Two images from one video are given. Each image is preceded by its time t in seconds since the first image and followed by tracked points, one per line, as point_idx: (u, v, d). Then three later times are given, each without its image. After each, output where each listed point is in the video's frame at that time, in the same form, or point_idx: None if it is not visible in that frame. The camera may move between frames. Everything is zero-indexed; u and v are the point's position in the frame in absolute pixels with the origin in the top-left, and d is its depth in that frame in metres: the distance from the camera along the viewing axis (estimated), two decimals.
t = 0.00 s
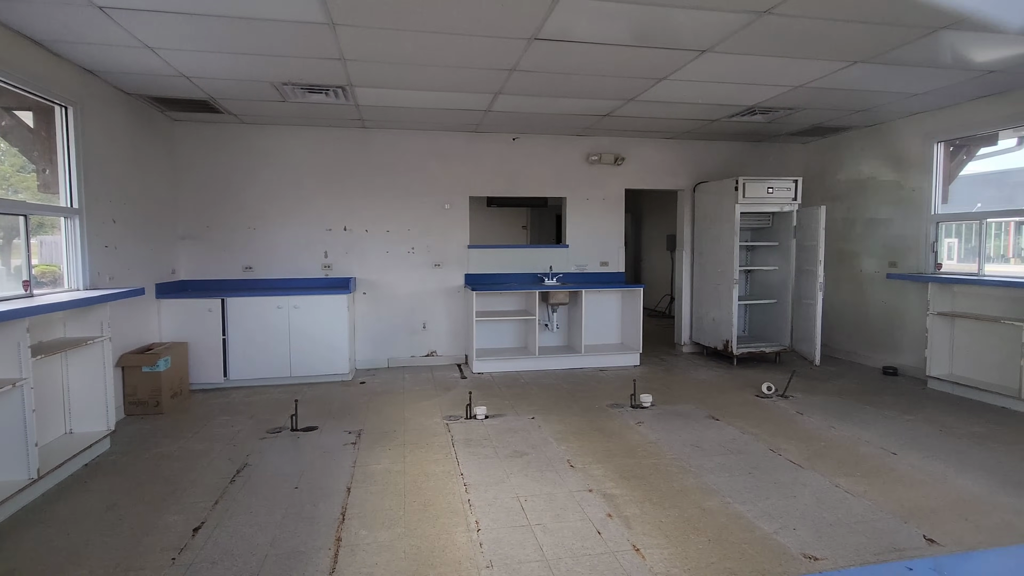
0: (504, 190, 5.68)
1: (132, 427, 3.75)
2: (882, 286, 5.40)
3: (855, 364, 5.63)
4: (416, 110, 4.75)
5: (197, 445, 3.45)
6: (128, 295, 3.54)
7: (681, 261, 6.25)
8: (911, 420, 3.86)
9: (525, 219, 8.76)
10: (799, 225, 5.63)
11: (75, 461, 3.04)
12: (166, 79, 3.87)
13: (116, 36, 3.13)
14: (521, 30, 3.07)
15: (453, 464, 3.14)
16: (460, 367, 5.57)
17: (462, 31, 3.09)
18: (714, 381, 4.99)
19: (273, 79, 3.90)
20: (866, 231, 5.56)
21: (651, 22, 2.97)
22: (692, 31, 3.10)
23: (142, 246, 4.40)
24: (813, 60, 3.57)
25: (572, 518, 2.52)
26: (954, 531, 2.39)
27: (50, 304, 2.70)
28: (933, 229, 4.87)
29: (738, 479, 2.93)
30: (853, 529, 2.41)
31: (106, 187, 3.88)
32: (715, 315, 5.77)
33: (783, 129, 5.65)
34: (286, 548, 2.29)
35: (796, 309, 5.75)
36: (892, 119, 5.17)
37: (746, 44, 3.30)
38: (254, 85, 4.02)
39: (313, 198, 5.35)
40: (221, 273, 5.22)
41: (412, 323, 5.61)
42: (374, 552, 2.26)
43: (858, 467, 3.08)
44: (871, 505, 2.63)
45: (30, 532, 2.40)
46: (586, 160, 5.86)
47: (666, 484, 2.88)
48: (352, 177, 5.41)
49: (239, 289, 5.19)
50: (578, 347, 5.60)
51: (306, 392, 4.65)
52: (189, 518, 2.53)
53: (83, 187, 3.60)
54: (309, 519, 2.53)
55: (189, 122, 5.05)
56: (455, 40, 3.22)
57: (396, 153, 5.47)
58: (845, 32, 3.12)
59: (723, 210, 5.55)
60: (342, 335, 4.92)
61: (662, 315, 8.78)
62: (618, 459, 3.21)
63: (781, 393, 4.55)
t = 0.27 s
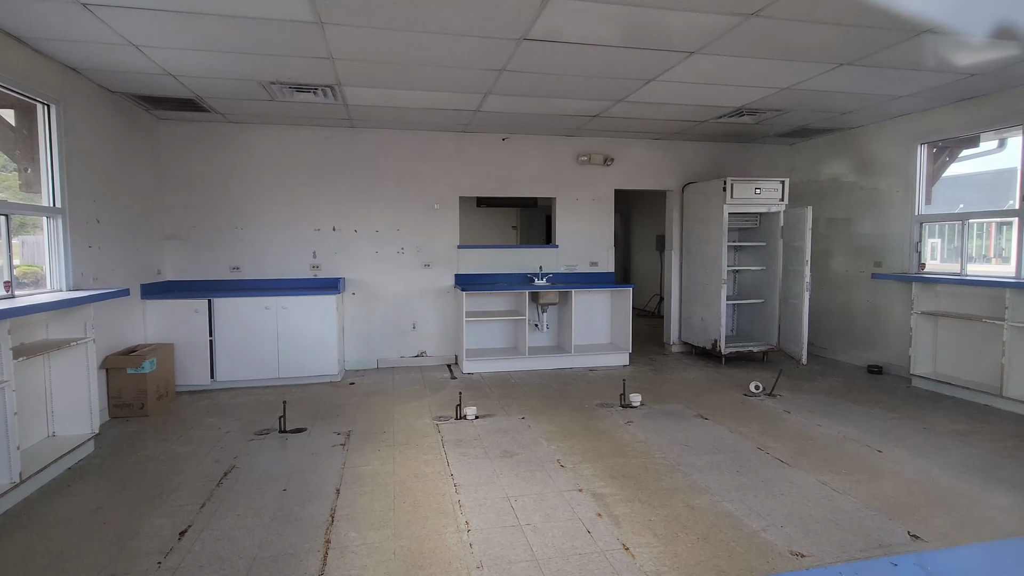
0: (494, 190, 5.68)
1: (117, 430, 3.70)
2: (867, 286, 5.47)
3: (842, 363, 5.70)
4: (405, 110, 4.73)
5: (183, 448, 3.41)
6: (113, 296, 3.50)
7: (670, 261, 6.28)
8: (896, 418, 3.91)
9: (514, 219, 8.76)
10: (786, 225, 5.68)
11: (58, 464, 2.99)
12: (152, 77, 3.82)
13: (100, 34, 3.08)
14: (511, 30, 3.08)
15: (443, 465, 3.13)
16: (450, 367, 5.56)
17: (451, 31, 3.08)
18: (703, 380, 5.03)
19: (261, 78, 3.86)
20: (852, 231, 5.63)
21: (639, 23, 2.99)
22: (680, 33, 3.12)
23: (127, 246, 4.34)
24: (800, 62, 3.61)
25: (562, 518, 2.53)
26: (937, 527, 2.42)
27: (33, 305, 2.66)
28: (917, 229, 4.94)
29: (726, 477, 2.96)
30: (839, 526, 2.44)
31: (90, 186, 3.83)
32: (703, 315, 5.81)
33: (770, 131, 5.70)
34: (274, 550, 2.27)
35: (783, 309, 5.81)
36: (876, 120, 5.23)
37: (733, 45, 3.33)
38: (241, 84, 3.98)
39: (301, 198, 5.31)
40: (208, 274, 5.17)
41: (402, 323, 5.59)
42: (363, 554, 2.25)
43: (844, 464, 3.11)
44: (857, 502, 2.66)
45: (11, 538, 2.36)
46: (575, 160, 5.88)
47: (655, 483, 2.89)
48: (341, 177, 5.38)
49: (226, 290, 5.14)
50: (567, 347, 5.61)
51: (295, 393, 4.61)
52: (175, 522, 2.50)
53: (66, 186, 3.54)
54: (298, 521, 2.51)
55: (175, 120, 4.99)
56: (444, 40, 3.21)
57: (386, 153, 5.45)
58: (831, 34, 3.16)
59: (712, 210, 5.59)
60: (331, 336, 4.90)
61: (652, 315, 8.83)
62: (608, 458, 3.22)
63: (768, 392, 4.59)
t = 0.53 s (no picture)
0: (484, 191, 5.68)
1: (102, 433, 3.65)
2: (854, 286, 5.53)
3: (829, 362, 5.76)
4: (395, 110, 4.72)
5: (170, 450, 3.37)
6: (98, 297, 3.46)
7: (659, 261, 6.32)
8: (882, 416, 3.96)
9: (505, 219, 8.76)
10: (774, 226, 5.73)
11: (42, 467, 2.94)
12: (138, 75, 3.78)
13: (84, 31, 3.04)
14: (501, 31, 3.08)
15: (434, 466, 3.12)
16: (440, 368, 5.54)
17: (441, 31, 3.08)
18: (692, 380, 5.06)
19: (249, 77, 3.83)
20: (839, 232, 5.70)
21: (629, 25, 3.00)
22: (670, 35, 3.14)
23: (112, 246, 4.28)
24: (788, 64, 3.65)
25: (554, 518, 2.53)
26: (922, 523, 2.46)
27: (17, 306, 2.63)
28: (902, 230, 5.01)
29: (716, 476, 2.98)
30: (826, 523, 2.47)
31: (73, 185, 3.77)
32: (693, 315, 5.85)
33: (758, 132, 5.75)
34: (263, 554, 2.25)
35: (771, 309, 5.86)
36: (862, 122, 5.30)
37: (722, 48, 3.36)
38: (229, 83, 3.95)
39: (290, 198, 5.27)
40: (195, 274, 5.12)
41: (392, 324, 5.56)
42: (354, 556, 2.24)
43: (831, 462, 3.15)
44: (844, 500, 2.70)
45: None
46: (566, 160, 5.89)
47: (645, 482, 2.90)
48: (331, 177, 5.34)
49: (214, 291, 5.09)
50: (558, 347, 5.62)
51: (284, 395, 4.58)
52: (162, 525, 2.47)
53: (49, 185, 3.49)
54: (287, 523, 2.50)
55: (161, 119, 4.94)
56: (434, 40, 3.21)
57: (376, 153, 5.42)
58: (818, 37, 3.19)
59: (701, 211, 5.63)
60: (321, 337, 4.86)
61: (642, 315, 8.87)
62: (599, 458, 3.23)
63: (757, 391, 4.63)
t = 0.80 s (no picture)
0: (475, 191, 5.67)
1: (87, 436, 3.60)
2: (841, 286, 5.59)
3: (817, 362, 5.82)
4: (385, 110, 4.70)
5: (156, 453, 3.33)
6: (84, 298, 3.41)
7: (650, 262, 6.34)
8: (869, 415, 4.01)
9: (496, 220, 8.76)
10: (763, 227, 5.78)
11: (25, 471, 2.90)
12: (124, 74, 3.74)
13: (69, 29, 3.00)
14: (491, 32, 3.08)
15: (425, 467, 3.11)
16: (431, 369, 5.53)
17: (431, 31, 3.07)
18: (682, 380, 5.08)
19: (237, 76, 3.80)
20: (826, 233, 5.76)
21: (619, 27, 3.01)
22: (659, 36, 3.15)
23: (97, 247, 4.23)
24: (775, 67, 3.68)
25: (544, 518, 2.53)
26: (908, 521, 2.49)
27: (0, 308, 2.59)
28: (888, 231, 5.07)
29: (705, 475, 3.00)
30: (814, 521, 2.49)
31: (58, 185, 3.72)
32: (683, 316, 5.88)
33: (747, 134, 5.80)
34: (251, 557, 2.23)
35: (760, 309, 5.91)
36: (849, 124, 5.36)
37: (710, 50, 3.38)
38: (217, 82, 3.91)
39: (279, 198, 5.24)
40: (183, 275, 5.07)
41: (383, 325, 5.54)
42: (344, 558, 2.22)
43: (819, 461, 3.18)
44: (831, 498, 2.72)
45: None
46: (556, 161, 5.91)
47: (636, 482, 2.92)
48: (320, 177, 5.31)
49: (201, 292, 5.04)
50: (549, 348, 5.63)
51: (273, 397, 4.54)
52: (149, 529, 2.44)
53: (33, 185, 3.44)
54: (276, 526, 2.48)
55: (148, 118, 4.88)
56: (424, 40, 3.20)
57: (366, 153, 5.40)
58: (805, 40, 3.22)
59: (690, 212, 5.66)
60: (311, 338, 4.84)
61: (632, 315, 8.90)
62: (589, 458, 3.24)
63: (746, 391, 4.66)
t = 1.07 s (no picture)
0: (465, 192, 5.66)
1: (71, 440, 3.54)
2: (828, 287, 5.65)
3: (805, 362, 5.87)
4: (375, 110, 4.68)
5: (143, 457, 3.29)
6: (68, 299, 3.36)
7: (640, 263, 6.37)
8: (856, 414, 4.05)
9: (486, 221, 8.76)
10: (751, 228, 5.83)
11: (8, 476, 2.85)
12: (110, 73, 3.69)
13: (53, 27, 2.96)
14: (482, 32, 3.08)
15: (415, 469, 3.10)
16: (422, 370, 5.51)
17: (422, 32, 3.07)
18: (672, 380, 5.11)
19: (225, 75, 3.76)
20: (814, 234, 5.81)
21: (609, 29, 3.03)
22: (649, 39, 3.17)
23: (82, 247, 4.17)
24: (763, 69, 3.71)
25: (535, 519, 2.53)
26: (894, 518, 2.52)
27: None
28: (874, 232, 5.14)
29: (695, 475, 3.02)
30: (802, 520, 2.51)
31: (42, 185, 3.67)
32: (672, 316, 5.91)
33: (736, 136, 5.84)
34: (240, 560, 2.21)
35: (749, 310, 5.96)
36: (836, 127, 5.42)
37: (700, 52, 3.40)
38: (205, 81, 3.88)
39: (268, 199, 5.20)
40: (170, 276, 5.01)
41: (373, 326, 5.52)
42: (334, 561, 2.21)
43: (807, 460, 3.21)
44: (819, 497, 2.75)
45: None
46: (547, 162, 5.92)
47: (626, 483, 2.92)
48: (310, 178, 5.28)
49: (189, 293, 4.99)
50: (539, 349, 5.63)
51: (261, 399, 4.50)
52: (135, 534, 2.41)
53: (16, 185, 3.39)
54: (265, 529, 2.46)
55: (134, 118, 4.82)
56: (415, 41, 3.19)
57: (355, 153, 5.38)
58: (793, 43, 3.26)
59: (680, 213, 5.70)
60: (300, 340, 4.81)
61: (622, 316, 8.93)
62: (580, 459, 3.25)
63: (735, 391, 4.70)
